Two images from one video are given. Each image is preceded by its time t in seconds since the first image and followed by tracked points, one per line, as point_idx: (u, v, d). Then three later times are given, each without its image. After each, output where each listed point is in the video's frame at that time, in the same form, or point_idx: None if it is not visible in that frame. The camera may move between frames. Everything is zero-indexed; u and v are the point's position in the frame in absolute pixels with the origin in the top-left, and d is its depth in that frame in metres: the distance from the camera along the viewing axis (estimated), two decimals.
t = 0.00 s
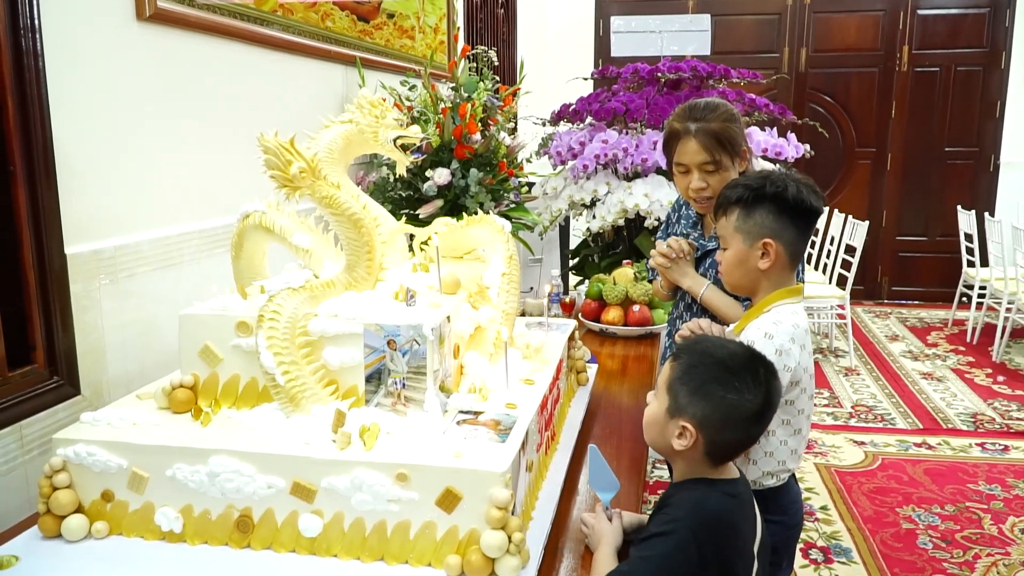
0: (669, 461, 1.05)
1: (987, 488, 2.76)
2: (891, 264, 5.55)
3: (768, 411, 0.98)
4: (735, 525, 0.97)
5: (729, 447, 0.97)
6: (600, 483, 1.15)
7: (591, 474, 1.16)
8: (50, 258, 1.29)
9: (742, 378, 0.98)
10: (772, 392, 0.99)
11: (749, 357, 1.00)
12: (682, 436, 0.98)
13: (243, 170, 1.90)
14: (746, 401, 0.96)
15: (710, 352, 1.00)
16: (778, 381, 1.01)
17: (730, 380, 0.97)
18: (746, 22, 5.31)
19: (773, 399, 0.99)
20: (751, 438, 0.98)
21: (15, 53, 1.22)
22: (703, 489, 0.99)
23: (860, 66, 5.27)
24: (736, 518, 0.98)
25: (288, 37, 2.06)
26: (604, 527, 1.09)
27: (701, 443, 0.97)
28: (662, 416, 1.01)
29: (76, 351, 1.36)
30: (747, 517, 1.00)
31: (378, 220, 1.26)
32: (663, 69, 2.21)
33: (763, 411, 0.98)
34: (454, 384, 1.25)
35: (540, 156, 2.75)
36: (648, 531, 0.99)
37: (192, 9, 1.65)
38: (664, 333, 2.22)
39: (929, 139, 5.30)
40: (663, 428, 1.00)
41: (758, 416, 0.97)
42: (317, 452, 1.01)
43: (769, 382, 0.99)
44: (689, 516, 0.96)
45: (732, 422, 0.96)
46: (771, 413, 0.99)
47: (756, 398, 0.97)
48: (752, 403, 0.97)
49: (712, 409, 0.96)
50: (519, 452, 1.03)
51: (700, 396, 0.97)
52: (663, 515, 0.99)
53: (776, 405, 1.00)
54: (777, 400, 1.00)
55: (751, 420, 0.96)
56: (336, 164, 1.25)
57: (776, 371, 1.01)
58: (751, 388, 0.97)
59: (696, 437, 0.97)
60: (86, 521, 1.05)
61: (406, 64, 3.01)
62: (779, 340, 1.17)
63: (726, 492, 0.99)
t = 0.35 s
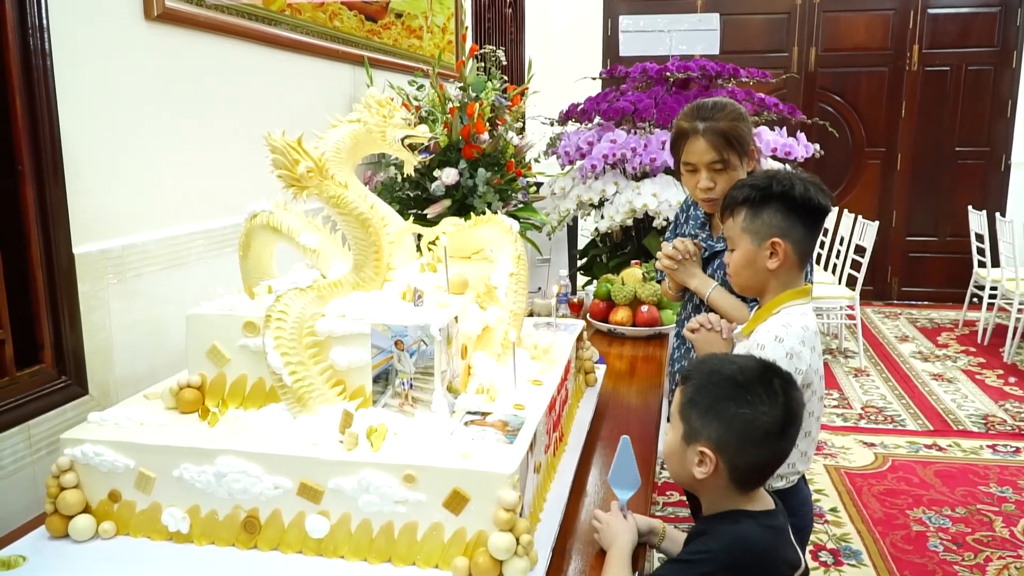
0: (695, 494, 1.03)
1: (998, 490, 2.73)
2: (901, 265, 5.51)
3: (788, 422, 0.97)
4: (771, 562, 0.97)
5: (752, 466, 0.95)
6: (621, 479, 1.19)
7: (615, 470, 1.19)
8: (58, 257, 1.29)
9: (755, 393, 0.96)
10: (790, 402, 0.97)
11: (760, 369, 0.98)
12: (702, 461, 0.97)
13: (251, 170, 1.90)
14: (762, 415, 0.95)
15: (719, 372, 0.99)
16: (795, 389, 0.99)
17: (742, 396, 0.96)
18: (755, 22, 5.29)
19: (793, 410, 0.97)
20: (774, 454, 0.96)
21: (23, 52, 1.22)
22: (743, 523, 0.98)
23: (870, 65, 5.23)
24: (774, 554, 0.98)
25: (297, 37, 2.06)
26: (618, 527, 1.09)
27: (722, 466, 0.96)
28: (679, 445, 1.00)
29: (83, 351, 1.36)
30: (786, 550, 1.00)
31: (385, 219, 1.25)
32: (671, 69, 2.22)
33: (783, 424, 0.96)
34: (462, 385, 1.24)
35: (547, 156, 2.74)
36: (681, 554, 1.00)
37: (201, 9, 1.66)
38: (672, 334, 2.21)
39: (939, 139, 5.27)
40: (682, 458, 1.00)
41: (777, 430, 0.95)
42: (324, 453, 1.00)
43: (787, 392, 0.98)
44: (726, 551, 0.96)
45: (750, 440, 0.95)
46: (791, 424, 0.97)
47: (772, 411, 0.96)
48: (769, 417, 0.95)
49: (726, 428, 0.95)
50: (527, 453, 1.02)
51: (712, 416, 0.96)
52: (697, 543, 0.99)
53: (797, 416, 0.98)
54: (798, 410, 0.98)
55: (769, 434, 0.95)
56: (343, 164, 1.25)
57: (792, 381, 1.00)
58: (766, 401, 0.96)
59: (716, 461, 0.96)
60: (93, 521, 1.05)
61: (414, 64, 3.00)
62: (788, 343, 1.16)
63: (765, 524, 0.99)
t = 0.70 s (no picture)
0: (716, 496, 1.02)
1: (1017, 495, 2.69)
2: (918, 265, 5.45)
3: (811, 429, 0.95)
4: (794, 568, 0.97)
5: (772, 471, 0.94)
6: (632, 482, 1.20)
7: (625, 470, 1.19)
8: (71, 257, 1.30)
9: (779, 398, 0.95)
10: (814, 408, 0.95)
11: (784, 373, 0.97)
12: (722, 464, 0.96)
13: (264, 169, 1.90)
14: (785, 421, 0.93)
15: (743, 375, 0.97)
16: (820, 396, 0.98)
17: (765, 399, 0.95)
18: (771, 21, 5.24)
19: (817, 416, 0.96)
20: (795, 460, 0.95)
21: (38, 52, 1.22)
22: (760, 529, 0.97)
23: (887, 64, 5.18)
24: (795, 559, 0.97)
25: (311, 37, 2.07)
26: (625, 528, 1.07)
27: (743, 470, 0.95)
28: (700, 446, 0.99)
29: (96, 350, 1.37)
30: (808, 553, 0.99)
31: (397, 220, 1.24)
32: (686, 68, 2.20)
33: (806, 431, 0.94)
34: (473, 386, 1.23)
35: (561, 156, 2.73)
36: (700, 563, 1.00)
37: (215, 9, 1.66)
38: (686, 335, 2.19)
39: (958, 138, 5.20)
40: (703, 460, 0.98)
41: (801, 436, 0.94)
42: (334, 455, 1.00)
43: (811, 398, 0.96)
44: (743, 560, 0.96)
45: (772, 446, 0.93)
46: (815, 431, 0.95)
47: (796, 418, 0.94)
48: (792, 423, 0.94)
49: (748, 433, 0.94)
50: (538, 456, 1.01)
51: (734, 419, 0.95)
52: (717, 548, 0.99)
53: (821, 423, 0.96)
54: (822, 417, 0.96)
55: (792, 441, 0.93)
56: (355, 164, 1.25)
57: (817, 387, 0.98)
58: (790, 407, 0.94)
59: (737, 465, 0.95)
60: (104, 521, 1.05)
61: (428, 63, 3.00)
62: (804, 348, 1.15)
63: (783, 529, 0.98)
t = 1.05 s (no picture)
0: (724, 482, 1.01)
1: None
2: (935, 267, 5.39)
3: (814, 409, 0.95)
4: (798, 551, 0.94)
5: (781, 453, 0.94)
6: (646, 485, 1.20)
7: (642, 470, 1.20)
8: (85, 259, 1.30)
9: (783, 382, 0.94)
10: (817, 389, 0.96)
11: (786, 357, 0.96)
12: (730, 450, 0.95)
13: (277, 170, 1.90)
14: (792, 404, 0.93)
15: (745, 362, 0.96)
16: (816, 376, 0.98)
17: (770, 384, 0.94)
18: (786, 20, 5.21)
19: (819, 396, 0.96)
20: (801, 440, 0.94)
21: (52, 55, 1.23)
22: (760, 509, 0.96)
23: (903, 64, 5.13)
24: (799, 541, 0.95)
25: (324, 38, 2.07)
26: (638, 534, 1.06)
27: (754, 454, 0.94)
28: (707, 434, 0.97)
29: (109, 351, 1.38)
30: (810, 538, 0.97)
31: (408, 221, 1.24)
32: (700, 69, 2.18)
33: (811, 411, 0.94)
34: (485, 389, 1.23)
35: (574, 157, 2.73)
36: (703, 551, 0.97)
37: (228, 10, 1.66)
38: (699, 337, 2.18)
39: (975, 139, 5.15)
40: (711, 447, 0.97)
41: (807, 417, 0.94)
42: (345, 458, 0.99)
43: (812, 380, 0.96)
44: (747, 542, 0.94)
45: (780, 428, 0.92)
46: (818, 412, 0.95)
47: (801, 399, 0.94)
48: (798, 405, 0.93)
49: (758, 418, 0.93)
50: (550, 460, 1.00)
51: (742, 406, 0.93)
52: (719, 535, 0.97)
53: (821, 403, 0.97)
54: (821, 398, 0.97)
55: (799, 422, 0.93)
56: (367, 165, 1.24)
57: (814, 368, 0.98)
58: (794, 390, 0.94)
59: (748, 450, 0.94)
60: (116, 522, 1.05)
61: (440, 64, 3.00)
62: (823, 351, 1.13)
63: (786, 510, 0.96)
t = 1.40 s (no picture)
0: (729, 480, 0.99)
1: None
2: (955, 268, 5.32)
3: (809, 392, 0.94)
4: (798, 548, 0.90)
5: (783, 439, 0.92)
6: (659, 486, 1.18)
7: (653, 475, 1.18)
8: (101, 257, 1.31)
9: (772, 369, 0.93)
10: (808, 371, 0.95)
11: (772, 345, 0.96)
12: (732, 447, 0.93)
13: (292, 169, 1.91)
14: (785, 389, 0.92)
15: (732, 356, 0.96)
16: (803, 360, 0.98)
17: (762, 373, 0.93)
18: (805, 19, 5.16)
19: (810, 378, 0.95)
20: (799, 424, 0.93)
21: (69, 53, 1.24)
22: (760, 502, 0.93)
23: (924, 63, 5.07)
24: (798, 538, 0.91)
25: (340, 37, 2.08)
26: (654, 535, 1.04)
27: (757, 447, 0.92)
28: (707, 435, 0.95)
29: (125, 348, 1.38)
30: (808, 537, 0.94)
31: (423, 220, 1.23)
32: (718, 67, 2.16)
33: (805, 393, 0.94)
34: (499, 388, 1.22)
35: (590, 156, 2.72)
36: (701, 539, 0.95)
37: (245, 9, 1.67)
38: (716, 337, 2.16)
39: (997, 138, 5.08)
40: (714, 447, 0.95)
41: (802, 399, 0.93)
42: (358, 455, 0.99)
43: (801, 363, 0.95)
44: (744, 532, 0.91)
45: (778, 415, 0.91)
46: (813, 394, 0.95)
47: (794, 382, 0.93)
48: (791, 389, 0.92)
49: (755, 407, 0.91)
50: (563, 460, 0.99)
51: (737, 399, 0.92)
52: (715, 526, 0.94)
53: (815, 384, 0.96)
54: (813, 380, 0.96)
55: (795, 406, 0.92)
56: (382, 163, 1.24)
57: (802, 352, 0.97)
58: (785, 375, 0.93)
59: (751, 443, 0.92)
60: (130, 518, 1.06)
61: (457, 63, 3.00)
62: (838, 351, 1.11)
63: (785, 507, 0.92)
